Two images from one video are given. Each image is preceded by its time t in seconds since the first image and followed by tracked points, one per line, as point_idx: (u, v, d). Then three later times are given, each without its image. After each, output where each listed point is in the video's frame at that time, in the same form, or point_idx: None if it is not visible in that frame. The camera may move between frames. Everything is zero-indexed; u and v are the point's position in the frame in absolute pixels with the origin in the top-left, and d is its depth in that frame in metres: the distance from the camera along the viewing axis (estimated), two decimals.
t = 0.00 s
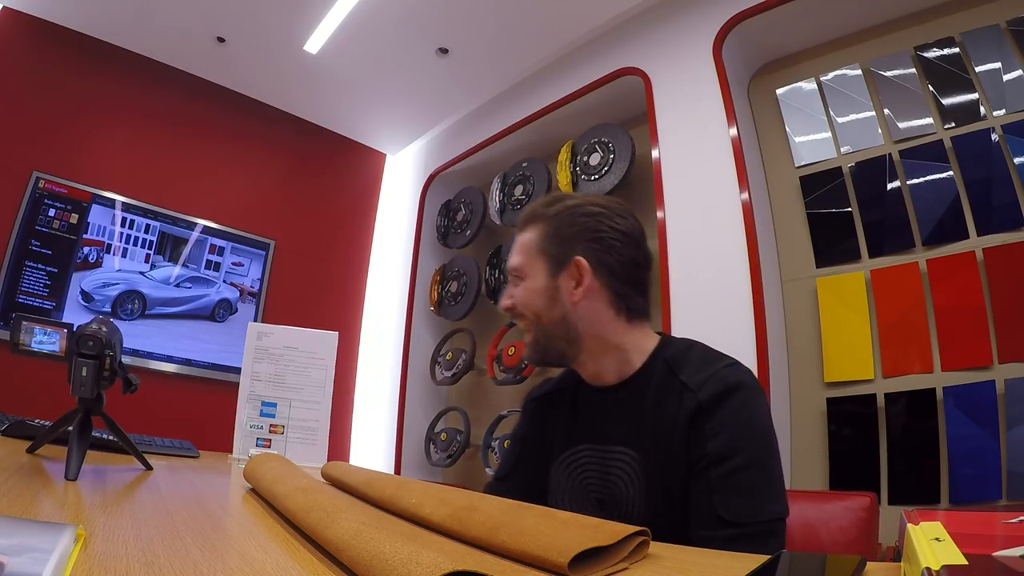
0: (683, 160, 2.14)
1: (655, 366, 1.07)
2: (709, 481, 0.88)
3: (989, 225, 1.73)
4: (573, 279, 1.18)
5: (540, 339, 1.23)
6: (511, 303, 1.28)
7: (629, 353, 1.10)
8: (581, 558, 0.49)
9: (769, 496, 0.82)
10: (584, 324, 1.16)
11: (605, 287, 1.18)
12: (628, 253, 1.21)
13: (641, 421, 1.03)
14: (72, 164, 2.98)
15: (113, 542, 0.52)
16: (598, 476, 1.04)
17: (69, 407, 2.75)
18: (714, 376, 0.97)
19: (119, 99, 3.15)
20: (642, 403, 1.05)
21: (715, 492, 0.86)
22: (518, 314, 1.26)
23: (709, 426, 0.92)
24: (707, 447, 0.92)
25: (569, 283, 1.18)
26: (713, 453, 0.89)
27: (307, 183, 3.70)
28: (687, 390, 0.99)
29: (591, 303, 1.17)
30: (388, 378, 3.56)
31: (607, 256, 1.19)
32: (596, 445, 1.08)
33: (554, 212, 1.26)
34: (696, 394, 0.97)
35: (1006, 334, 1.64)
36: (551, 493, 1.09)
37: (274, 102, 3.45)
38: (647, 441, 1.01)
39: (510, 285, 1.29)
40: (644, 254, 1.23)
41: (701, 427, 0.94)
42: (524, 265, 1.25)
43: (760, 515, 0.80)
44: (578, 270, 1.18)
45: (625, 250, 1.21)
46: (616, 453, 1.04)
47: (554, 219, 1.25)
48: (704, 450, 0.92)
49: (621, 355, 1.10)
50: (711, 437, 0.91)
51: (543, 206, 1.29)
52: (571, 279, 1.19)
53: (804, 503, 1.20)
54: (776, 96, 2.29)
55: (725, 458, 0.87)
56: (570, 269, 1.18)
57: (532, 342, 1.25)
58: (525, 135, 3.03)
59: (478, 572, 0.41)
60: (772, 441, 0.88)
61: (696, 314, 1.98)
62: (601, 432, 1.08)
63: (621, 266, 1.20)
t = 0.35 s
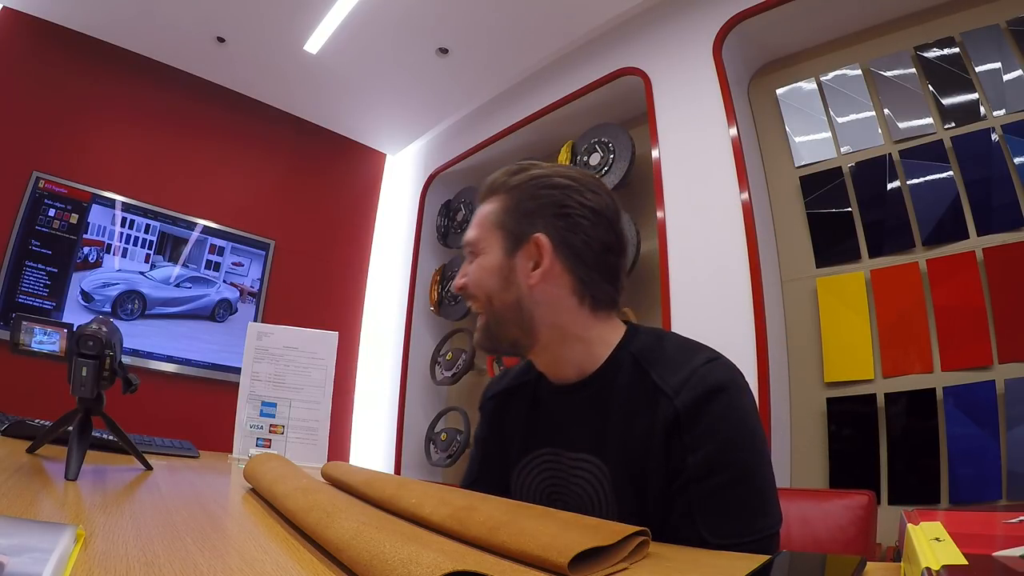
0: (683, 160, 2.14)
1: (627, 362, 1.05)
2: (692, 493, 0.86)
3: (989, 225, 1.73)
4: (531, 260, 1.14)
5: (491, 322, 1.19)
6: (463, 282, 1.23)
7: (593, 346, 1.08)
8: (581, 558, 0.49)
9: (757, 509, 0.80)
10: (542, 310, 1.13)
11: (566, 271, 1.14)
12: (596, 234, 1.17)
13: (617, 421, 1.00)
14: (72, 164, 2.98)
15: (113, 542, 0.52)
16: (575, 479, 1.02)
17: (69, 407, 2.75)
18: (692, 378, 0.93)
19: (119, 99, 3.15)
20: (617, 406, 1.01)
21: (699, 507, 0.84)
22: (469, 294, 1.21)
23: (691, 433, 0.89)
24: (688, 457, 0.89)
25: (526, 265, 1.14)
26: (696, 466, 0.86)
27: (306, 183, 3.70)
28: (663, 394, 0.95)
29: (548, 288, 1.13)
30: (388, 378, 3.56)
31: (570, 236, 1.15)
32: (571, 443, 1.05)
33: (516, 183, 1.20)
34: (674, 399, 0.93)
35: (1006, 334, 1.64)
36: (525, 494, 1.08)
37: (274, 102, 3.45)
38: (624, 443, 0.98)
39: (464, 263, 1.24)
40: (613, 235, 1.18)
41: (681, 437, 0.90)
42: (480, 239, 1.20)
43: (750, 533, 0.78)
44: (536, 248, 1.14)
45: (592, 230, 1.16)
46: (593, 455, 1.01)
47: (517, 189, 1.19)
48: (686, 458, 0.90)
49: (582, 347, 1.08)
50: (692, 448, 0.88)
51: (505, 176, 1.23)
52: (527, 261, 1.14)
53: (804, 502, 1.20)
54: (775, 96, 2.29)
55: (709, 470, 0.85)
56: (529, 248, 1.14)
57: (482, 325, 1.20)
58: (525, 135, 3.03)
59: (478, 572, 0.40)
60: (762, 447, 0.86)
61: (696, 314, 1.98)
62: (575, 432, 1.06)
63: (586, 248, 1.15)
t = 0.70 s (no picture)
0: (683, 160, 2.14)
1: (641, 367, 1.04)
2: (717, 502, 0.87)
3: (989, 225, 1.73)
4: (538, 262, 1.14)
5: (498, 325, 1.18)
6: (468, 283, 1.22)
7: (603, 350, 1.08)
8: (581, 558, 0.49)
9: (782, 519, 0.82)
10: (551, 312, 1.12)
11: (573, 272, 1.13)
12: (604, 233, 1.16)
13: (633, 427, 1.00)
14: (72, 164, 2.98)
15: (113, 541, 0.52)
16: (589, 485, 1.02)
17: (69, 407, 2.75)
18: (712, 385, 0.94)
19: (119, 99, 3.15)
20: (630, 411, 1.02)
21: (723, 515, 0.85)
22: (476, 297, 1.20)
23: (713, 441, 0.89)
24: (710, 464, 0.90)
25: (534, 267, 1.14)
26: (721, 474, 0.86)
27: (306, 183, 3.70)
28: (682, 399, 0.95)
29: (556, 290, 1.13)
30: (388, 378, 3.55)
31: (578, 236, 1.14)
32: (584, 448, 1.05)
33: (522, 182, 1.19)
34: (694, 405, 0.93)
35: (1006, 334, 1.64)
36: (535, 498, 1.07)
37: (274, 102, 3.45)
38: (642, 449, 0.98)
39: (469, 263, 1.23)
40: (621, 234, 1.17)
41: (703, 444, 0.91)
42: (485, 240, 1.19)
43: (777, 542, 0.80)
44: (543, 249, 1.14)
45: (600, 229, 1.15)
46: (608, 459, 1.01)
47: (523, 188, 1.18)
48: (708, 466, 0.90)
49: (593, 350, 1.07)
50: (716, 456, 0.88)
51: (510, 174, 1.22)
52: (535, 263, 1.14)
53: (802, 501, 1.20)
54: (775, 96, 2.29)
55: (734, 480, 0.86)
56: (535, 249, 1.14)
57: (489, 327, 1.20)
58: (525, 135, 3.03)
59: (478, 571, 0.41)
60: (782, 456, 0.87)
61: (696, 314, 1.98)
62: (587, 437, 1.05)
63: (595, 248, 1.15)
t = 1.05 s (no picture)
0: (683, 160, 2.14)
1: (645, 366, 1.04)
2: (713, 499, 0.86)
3: (989, 225, 1.73)
4: (549, 261, 1.16)
5: (509, 323, 1.20)
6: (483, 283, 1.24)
7: (610, 348, 1.08)
8: (581, 558, 0.49)
9: (776, 516, 0.81)
10: (561, 311, 1.13)
11: (583, 273, 1.15)
12: (613, 235, 1.18)
13: (636, 424, 1.00)
14: (72, 164, 2.98)
15: (113, 542, 0.52)
16: (591, 481, 1.02)
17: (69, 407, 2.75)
18: (711, 383, 0.94)
19: (119, 99, 3.15)
20: (631, 408, 1.02)
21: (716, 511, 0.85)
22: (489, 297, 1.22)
23: (711, 438, 0.89)
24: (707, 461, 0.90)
25: (545, 267, 1.16)
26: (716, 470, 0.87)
27: (306, 183, 3.70)
28: (682, 396, 0.96)
29: (566, 289, 1.14)
30: (388, 378, 3.55)
31: (588, 237, 1.16)
32: (587, 446, 1.05)
33: (535, 186, 1.22)
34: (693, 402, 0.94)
35: (1006, 334, 1.64)
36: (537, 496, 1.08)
37: (274, 102, 3.45)
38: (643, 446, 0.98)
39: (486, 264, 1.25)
40: (630, 236, 1.19)
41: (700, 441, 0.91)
42: (501, 241, 1.21)
43: (769, 538, 0.79)
44: (555, 249, 1.15)
45: (610, 231, 1.17)
46: (608, 454, 1.02)
47: (535, 193, 1.21)
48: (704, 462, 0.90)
49: (601, 348, 1.08)
50: (712, 453, 0.88)
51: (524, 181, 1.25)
52: (547, 262, 1.16)
53: (804, 502, 1.20)
54: (775, 96, 2.29)
55: (730, 475, 0.85)
56: (547, 249, 1.16)
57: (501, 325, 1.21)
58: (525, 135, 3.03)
59: (478, 571, 0.40)
60: (779, 454, 0.87)
61: (695, 314, 1.98)
62: (590, 434, 1.06)
63: (604, 250, 1.16)
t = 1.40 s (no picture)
0: (683, 160, 2.14)
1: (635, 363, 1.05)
2: (698, 488, 0.86)
3: (989, 225, 1.73)
4: (546, 265, 1.15)
5: (505, 324, 1.20)
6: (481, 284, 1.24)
7: (602, 350, 1.08)
8: (581, 558, 0.49)
9: (761, 504, 0.81)
10: (556, 314, 1.13)
11: (578, 277, 1.14)
12: (608, 243, 1.17)
13: (624, 417, 1.01)
14: (72, 164, 2.98)
15: (113, 542, 0.52)
16: (581, 477, 1.02)
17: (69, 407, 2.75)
18: (699, 374, 0.94)
19: (119, 99, 3.15)
20: (620, 402, 1.03)
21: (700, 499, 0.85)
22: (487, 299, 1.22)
23: (696, 427, 0.90)
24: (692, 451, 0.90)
25: (541, 269, 1.15)
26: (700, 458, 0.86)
27: (306, 183, 3.70)
28: (670, 388, 0.96)
29: (562, 292, 1.14)
30: (388, 378, 3.55)
31: (583, 244, 1.16)
32: (577, 440, 1.05)
33: (534, 193, 1.22)
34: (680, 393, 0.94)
35: (1006, 334, 1.63)
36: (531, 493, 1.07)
37: (274, 102, 3.45)
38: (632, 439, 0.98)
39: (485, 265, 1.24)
40: (625, 245, 1.19)
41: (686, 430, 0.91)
42: (500, 243, 1.21)
43: (749, 525, 0.79)
44: (552, 254, 1.15)
45: (604, 239, 1.17)
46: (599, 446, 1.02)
47: (534, 200, 1.21)
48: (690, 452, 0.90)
49: (593, 351, 1.08)
50: (697, 441, 0.88)
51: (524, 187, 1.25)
52: (543, 265, 1.16)
53: (803, 501, 1.20)
54: (775, 96, 2.29)
55: (714, 463, 0.85)
56: (545, 253, 1.15)
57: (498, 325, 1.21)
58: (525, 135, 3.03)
59: (478, 571, 0.40)
60: (765, 445, 0.86)
61: (695, 314, 1.99)
62: (580, 429, 1.06)
63: (599, 257, 1.16)
